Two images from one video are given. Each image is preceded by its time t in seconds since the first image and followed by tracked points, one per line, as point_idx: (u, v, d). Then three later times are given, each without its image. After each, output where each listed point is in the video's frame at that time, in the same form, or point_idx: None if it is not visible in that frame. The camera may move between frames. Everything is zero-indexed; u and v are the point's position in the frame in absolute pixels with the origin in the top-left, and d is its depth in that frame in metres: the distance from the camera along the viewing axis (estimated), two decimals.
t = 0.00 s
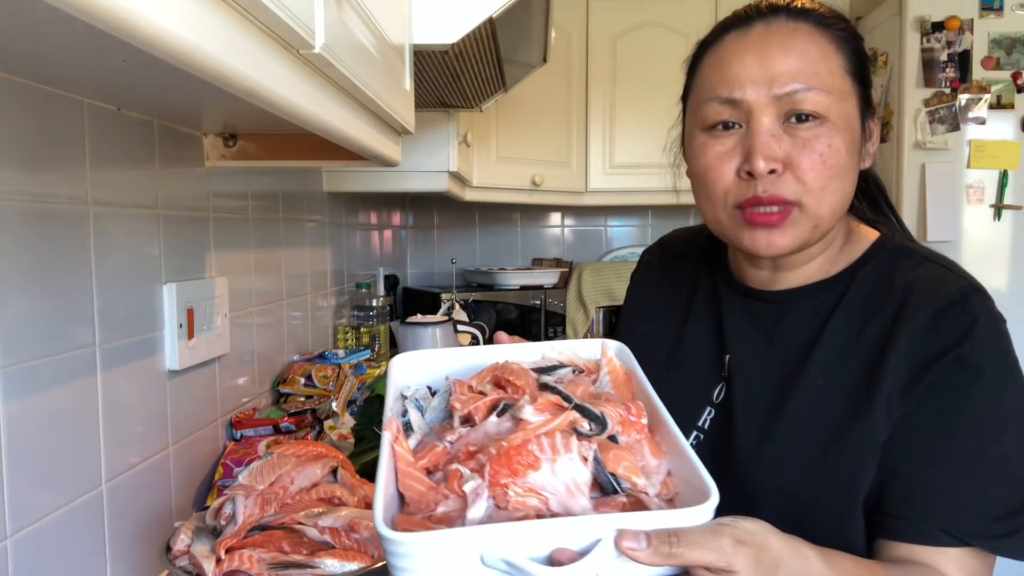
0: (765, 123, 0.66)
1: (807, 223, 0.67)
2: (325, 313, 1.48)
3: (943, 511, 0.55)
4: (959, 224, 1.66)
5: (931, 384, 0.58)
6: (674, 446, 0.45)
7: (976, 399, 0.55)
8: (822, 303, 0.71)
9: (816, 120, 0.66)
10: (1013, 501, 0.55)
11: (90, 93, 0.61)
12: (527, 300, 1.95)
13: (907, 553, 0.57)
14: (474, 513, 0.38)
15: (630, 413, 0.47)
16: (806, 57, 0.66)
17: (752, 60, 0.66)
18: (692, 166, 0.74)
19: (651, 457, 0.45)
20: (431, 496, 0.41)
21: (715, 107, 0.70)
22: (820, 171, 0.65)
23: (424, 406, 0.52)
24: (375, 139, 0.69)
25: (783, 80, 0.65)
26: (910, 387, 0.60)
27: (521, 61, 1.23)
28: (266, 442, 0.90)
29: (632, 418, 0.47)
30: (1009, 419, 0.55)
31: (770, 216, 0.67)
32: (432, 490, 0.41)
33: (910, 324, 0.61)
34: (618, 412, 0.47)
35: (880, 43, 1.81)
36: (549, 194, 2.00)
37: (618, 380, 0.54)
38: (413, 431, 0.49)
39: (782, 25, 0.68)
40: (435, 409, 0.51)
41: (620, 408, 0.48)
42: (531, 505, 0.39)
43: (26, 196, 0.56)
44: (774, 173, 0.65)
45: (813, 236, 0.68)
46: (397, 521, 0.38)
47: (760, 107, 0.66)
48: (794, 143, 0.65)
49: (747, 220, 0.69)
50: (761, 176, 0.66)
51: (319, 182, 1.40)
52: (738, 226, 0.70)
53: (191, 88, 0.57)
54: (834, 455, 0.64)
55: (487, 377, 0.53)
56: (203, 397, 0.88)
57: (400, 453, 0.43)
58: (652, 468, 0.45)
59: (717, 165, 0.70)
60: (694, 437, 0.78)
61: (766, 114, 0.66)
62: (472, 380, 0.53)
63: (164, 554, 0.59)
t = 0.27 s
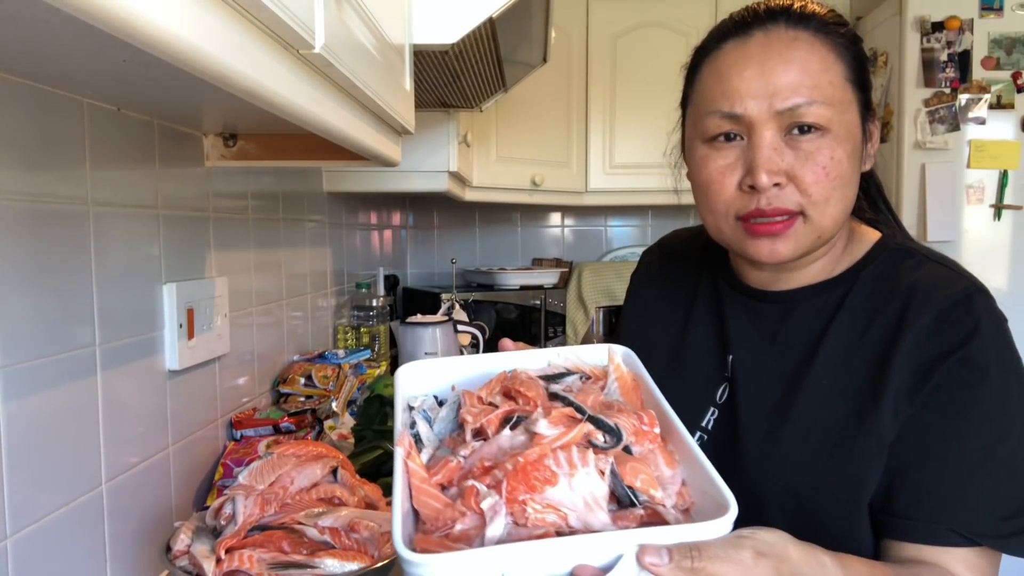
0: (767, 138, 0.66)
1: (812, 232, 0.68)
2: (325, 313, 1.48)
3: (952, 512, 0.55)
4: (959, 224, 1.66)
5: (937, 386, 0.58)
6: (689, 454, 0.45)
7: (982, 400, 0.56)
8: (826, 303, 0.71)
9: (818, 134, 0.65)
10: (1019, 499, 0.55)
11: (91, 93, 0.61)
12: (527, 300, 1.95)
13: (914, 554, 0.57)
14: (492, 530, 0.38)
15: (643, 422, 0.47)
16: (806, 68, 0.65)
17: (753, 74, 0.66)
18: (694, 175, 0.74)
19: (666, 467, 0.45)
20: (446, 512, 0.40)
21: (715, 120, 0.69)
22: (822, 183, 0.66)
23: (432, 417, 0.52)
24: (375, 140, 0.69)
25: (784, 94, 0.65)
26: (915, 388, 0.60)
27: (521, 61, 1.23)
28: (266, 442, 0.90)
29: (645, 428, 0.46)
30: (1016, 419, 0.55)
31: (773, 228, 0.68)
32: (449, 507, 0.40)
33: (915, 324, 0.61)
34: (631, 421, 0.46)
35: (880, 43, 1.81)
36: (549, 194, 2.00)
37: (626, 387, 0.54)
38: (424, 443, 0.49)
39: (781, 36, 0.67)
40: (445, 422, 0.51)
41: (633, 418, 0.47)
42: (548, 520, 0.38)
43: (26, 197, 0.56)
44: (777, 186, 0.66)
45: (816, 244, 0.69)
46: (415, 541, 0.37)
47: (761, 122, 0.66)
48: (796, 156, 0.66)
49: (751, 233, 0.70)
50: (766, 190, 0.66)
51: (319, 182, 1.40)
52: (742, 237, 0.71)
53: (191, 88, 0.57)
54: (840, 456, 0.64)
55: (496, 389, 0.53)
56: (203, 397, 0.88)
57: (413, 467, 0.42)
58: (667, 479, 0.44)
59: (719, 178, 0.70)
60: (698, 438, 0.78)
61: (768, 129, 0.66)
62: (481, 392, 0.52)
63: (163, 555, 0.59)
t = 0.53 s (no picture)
0: (754, 138, 0.65)
1: (802, 229, 0.67)
2: (325, 313, 1.48)
3: (955, 510, 0.55)
4: (959, 224, 1.66)
5: (938, 384, 0.59)
6: (692, 454, 0.45)
7: (983, 399, 0.56)
8: (826, 302, 0.71)
9: (805, 134, 0.65)
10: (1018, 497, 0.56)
11: (91, 93, 0.61)
12: (527, 300, 1.95)
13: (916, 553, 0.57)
14: (497, 525, 0.38)
15: (645, 422, 0.47)
16: (793, 70, 0.65)
17: (739, 75, 0.65)
18: (685, 176, 0.74)
19: (669, 466, 0.45)
20: (451, 509, 0.40)
21: (703, 122, 0.69)
22: (811, 183, 0.65)
23: (435, 418, 0.52)
24: (375, 140, 0.69)
25: (770, 95, 0.64)
26: (916, 386, 0.60)
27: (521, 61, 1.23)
28: (266, 442, 0.90)
29: (648, 428, 0.46)
30: (1017, 418, 0.55)
31: (762, 227, 0.68)
32: (453, 503, 0.40)
33: (915, 323, 0.61)
34: (634, 422, 0.46)
35: (880, 43, 1.81)
36: (549, 194, 2.00)
37: (628, 390, 0.54)
38: (427, 444, 0.49)
39: (767, 37, 0.67)
40: (448, 422, 0.51)
41: (636, 418, 0.47)
42: (553, 516, 0.38)
43: (27, 197, 0.56)
44: (763, 186, 0.66)
45: (806, 243, 0.69)
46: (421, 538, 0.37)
47: (748, 123, 0.65)
48: (783, 155, 0.65)
49: (741, 229, 0.69)
50: (751, 189, 0.66)
51: (319, 182, 1.40)
52: (732, 236, 0.71)
53: (191, 88, 0.57)
54: (840, 452, 0.64)
55: (499, 390, 0.53)
56: (203, 397, 0.88)
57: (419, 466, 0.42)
58: (669, 478, 0.44)
59: (708, 179, 0.70)
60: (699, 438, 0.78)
61: (755, 129, 0.65)
62: (484, 393, 0.53)
63: (163, 554, 0.59)
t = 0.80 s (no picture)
0: (682, 161, 0.67)
1: (736, 245, 0.68)
2: (325, 313, 1.48)
3: (964, 519, 0.55)
4: (959, 224, 1.66)
5: (935, 391, 0.58)
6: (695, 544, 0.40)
7: (986, 404, 0.55)
8: (824, 303, 0.71)
9: (726, 154, 0.64)
10: None
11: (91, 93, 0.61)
12: (527, 300, 1.95)
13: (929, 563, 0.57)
14: None
15: (651, 518, 0.44)
16: (707, 92, 0.65)
17: (666, 104, 0.68)
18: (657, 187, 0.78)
19: (671, 560, 0.40)
20: None
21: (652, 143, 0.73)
22: (733, 201, 0.65)
23: (435, 497, 0.46)
24: (375, 140, 0.69)
25: (686, 119, 0.66)
26: (914, 391, 0.60)
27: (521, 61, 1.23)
28: (266, 442, 0.90)
29: (653, 521, 0.44)
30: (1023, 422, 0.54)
31: (700, 242, 0.70)
32: None
33: (913, 328, 0.61)
34: (640, 515, 0.45)
35: (880, 43, 1.81)
36: (549, 194, 2.00)
37: (626, 482, 0.50)
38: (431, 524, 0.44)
39: (693, 58, 0.68)
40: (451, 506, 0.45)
41: (643, 514, 0.45)
42: None
43: (27, 196, 0.56)
44: (692, 204, 0.68)
45: (748, 254, 0.69)
46: None
47: (673, 146, 0.68)
48: (704, 175, 0.66)
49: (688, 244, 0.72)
50: (686, 209, 0.69)
51: (319, 182, 1.40)
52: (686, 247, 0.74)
53: (191, 88, 0.57)
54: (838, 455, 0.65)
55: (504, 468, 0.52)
56: (203, 397, 0.88)
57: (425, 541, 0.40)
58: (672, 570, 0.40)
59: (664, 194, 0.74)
60: (697, 437, 0.79)
61: (682, 153, 0.67)
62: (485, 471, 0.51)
63: (163, 554, 0.59)
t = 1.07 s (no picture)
0: (653, 173, 0.67)
1: (708, 255, 0.66)
2: (325, 313, 1.48)
3: (951, 536, 0.51)
4: (959, 225, 1.66)
5: (922, 403, 0.54)
6: None
7: (974, 417, 0.50)
8: (815, 307, 0.66)
9: (687, 166, 0.63)
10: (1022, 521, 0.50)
11: (90, 92, 0.61)
12: (527, 300, 1.96)
13: None
14: None
15: None
16: (664, 106, 0.64)
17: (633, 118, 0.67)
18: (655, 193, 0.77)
19: None
20: None
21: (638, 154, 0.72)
22: (698, 213, 0.63)
23: None
24: (375, 140, 0.69)
25: (648, 133, 0.65)
26: (901, 404, 0.56)
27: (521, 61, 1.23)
28: (266, 442, 0.90)
29: None
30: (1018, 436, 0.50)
31: (679, 253, 0.68)
32: None
33: (901, 334, 0.57)
34: None
35: (880, 43, 1.81)
36: (549, 194, 2.00)
37: None
38: None
39: (655, 70, 0.66)
40: None
41: None
42: None
43: (27, 196, 0.56)
44: (665, 216, 0.67)
45: (727, 264, 0.66)
46: None
47: (643, 160, 0.67)
48: (672, 188, 0.65)
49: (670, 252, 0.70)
50: (661, 219, 0.68)
51: (319, 182, 1.40)
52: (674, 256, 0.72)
53: (190, 88, 0.57)
54: (822, 470, 0.60)
55: None
56: (203, 397, 0.88)
57: None
58: None
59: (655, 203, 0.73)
60: (689, 445, 0.75)
61: (652, 166, 0.66)
62: None
63: (163, 554, 0.59)
